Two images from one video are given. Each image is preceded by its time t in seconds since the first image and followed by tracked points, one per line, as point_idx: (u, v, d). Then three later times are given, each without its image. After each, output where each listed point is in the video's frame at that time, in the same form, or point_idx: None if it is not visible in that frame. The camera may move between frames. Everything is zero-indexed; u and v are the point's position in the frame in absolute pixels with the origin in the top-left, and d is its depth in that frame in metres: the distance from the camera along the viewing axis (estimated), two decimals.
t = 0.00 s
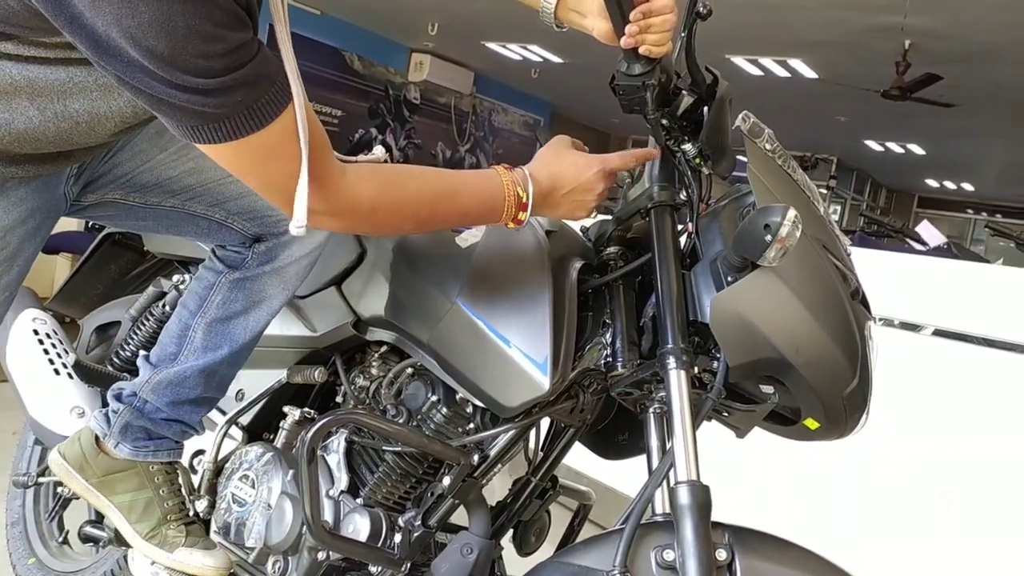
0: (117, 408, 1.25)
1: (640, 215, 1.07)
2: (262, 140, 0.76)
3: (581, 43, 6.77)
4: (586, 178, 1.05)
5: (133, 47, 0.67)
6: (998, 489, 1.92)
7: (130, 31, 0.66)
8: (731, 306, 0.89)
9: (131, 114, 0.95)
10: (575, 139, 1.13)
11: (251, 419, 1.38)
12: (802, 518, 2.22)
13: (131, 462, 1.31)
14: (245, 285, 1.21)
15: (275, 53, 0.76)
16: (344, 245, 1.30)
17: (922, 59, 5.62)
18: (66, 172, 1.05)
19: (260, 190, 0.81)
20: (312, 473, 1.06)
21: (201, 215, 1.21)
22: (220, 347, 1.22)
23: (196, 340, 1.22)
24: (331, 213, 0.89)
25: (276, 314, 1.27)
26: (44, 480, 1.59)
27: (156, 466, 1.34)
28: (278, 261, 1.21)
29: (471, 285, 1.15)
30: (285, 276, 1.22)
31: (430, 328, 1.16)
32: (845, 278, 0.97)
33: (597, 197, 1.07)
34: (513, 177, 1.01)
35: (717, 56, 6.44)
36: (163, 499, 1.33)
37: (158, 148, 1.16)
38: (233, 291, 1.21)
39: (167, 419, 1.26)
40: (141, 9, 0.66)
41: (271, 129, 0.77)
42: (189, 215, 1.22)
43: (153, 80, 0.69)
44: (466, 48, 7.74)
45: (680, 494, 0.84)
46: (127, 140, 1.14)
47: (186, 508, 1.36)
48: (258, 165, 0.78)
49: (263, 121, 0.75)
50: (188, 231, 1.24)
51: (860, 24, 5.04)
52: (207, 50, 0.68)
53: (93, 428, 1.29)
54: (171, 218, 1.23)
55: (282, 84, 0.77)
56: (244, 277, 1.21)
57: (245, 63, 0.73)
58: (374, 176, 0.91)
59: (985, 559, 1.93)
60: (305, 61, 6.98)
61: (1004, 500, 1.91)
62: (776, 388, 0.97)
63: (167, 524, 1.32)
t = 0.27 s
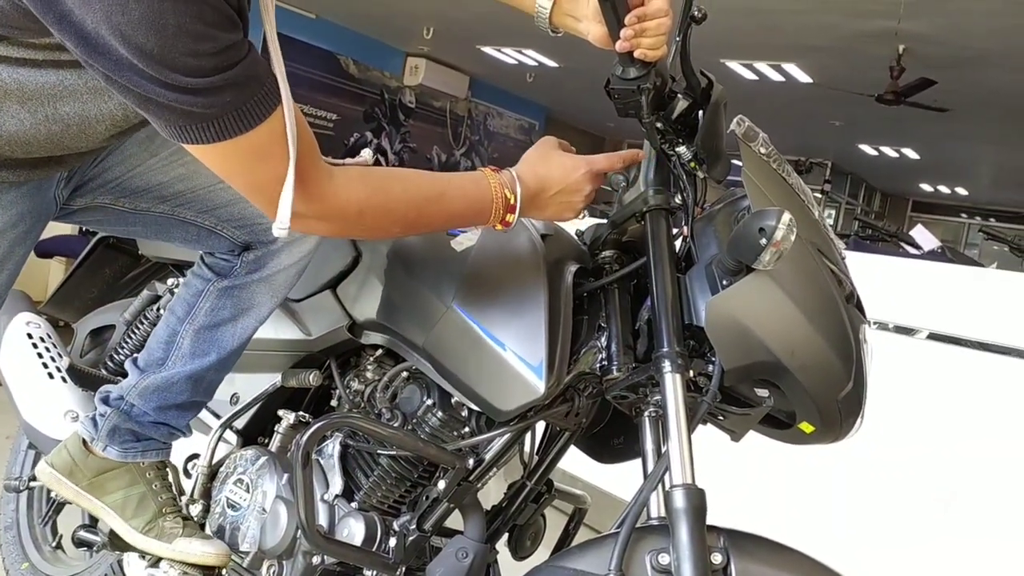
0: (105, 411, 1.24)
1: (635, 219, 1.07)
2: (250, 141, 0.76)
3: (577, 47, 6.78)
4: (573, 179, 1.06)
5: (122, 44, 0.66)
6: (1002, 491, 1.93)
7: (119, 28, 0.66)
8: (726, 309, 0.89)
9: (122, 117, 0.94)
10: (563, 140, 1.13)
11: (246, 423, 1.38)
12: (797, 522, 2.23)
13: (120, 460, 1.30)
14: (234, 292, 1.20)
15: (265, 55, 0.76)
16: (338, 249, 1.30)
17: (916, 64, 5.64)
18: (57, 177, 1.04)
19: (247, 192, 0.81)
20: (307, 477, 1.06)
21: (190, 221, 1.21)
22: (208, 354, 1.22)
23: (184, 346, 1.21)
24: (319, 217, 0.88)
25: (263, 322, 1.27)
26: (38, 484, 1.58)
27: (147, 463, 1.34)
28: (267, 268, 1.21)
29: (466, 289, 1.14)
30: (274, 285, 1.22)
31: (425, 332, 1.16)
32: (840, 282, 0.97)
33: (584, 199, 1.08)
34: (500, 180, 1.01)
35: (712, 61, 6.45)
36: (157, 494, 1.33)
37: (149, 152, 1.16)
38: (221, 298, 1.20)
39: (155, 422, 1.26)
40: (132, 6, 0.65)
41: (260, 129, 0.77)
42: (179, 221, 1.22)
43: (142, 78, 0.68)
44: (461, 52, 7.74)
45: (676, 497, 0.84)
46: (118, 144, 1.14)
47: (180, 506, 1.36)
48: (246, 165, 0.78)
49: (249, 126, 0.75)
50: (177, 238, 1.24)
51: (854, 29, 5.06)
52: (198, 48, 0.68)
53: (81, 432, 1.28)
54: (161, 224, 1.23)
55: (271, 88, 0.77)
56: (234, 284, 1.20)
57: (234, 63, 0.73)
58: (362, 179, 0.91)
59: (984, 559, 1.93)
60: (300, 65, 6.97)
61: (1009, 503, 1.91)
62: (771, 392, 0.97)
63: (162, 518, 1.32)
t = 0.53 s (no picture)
0: (107, 414, 1.24)
1: (636, 220, 1.07)
2: (242, 136, 0.76)
3: (575, 48, 6.78)
4: (569, 182, 1.05)
5: (114, 31, 0.66)
6: (999, 489, 1.93)
7: (111, 15, 0.65)
8: (727, 310, 0.89)
9: (120, 115, 0.94)
10: (558, 143, 1.13)
11: (246, 424, 1.38)
12: (797, 522, 2.23)
13: (122, 467, 1.29)
14: (237, 289, 1.20)
15: (261, 52, 0.76)
16: (339, 249, 1.30)
17: (914, 65, 5.65)
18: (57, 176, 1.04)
19: (238, 187, 0.81)
20: (307, 479, 1.05)
21: (191, 219, 1.21)
22: (211, 353, 1.21)
23: (188, 345, 1.21)
24: (309, 214, 0.88)
25: (267, 320, 1.27)
26: (37, 486, 1.58)
27: (149, 471, 1.32)
28: (269, 264, 1.21)
29: (466, 290, 1.14)
30: (276, 281, 1.21)
31: (425, 333, 1.16)
32: (840, 283, 0.97)
33: (581, 202, 1.07)
34: (495, 180, 1.01)
35: (711, 62, 6.46)
36: (157, 504, 1.32)
37: (149, 151, 1.16)
38: (224, 295, 1.20)
39: (158, 424, 1.25)
40: None
41: (253, 124, 0.77)
42: (180, 221, 1.21)
43: (134, 66, 0.68)
44: (460, 53, 7.74)
45: (677, 498, 0.84)
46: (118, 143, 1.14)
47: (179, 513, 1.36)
48: (237, 161, 0.78)
49: (243, 118, 0.75)
50: (178, 235, 1.23)
51: (852, 30, 5.06)
52: (191, 37, 0.68)
53: (85, 433, 1.28)
54: (161, 223, 1.23)
55: (266, 82, 0.77)
56: (236, 281, 1.20)
57: (227, 51, 0.72)
58: (354, 178, 0.91)
59: (983, 559, 1.93)
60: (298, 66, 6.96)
61: (1005, 502, 1.91)
62: (772, 393, 0.97)
63: (161, 530, 1.31)
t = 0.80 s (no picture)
0: (106, 410, 1.23)
1: (637, 219, 1.07)
2: (238, 133, 0.76)
3: (575, 47, 6.78)
4: (564, 188, 1.03)
5: (108, 27, 0.66)
6: (1001, 490, 1.93)
7: (105, 11, 0.65)
8: (728, 309, 0.89)
9: (117, 113, 0.94)
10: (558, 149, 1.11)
11: (246, 423, 1.38)
12: (797, 521, 2.23)
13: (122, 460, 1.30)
14: (235, 291, 1.20)
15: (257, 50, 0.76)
16: (339, 248, 1.30)
17: (915, 65, 5.64)
18: (56, 175, 1.04)
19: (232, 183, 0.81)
20: (308, 478, 1.05)
21: (191, 219, 1.21)
22: (209, 353, 1.21)
23: (185, 345, 1.21)
24: (302, 214, 0.88)
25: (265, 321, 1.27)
26: (37, 485, 1.58)
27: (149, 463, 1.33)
28: (268, 268, 1.21)
29: (467, 288, 1.14)
30: (274, 284, 1.22)
31: (425, 332, 1.16)
32: (842, 281, 0.97)
33: (577, 207, 1.05)
34: (490, 184, 1.01)
35: (711, 61, 6.45)
36: (158, 494, 1.32)
37: (149, 150, 1.16)
38: (223, 297, 1.20)
39: (155, 422, 1.25)
40: None
41: (249, 121, 0.77)
42: (180, 220, 1.21)
43: (129, 62, 0.67)
44: (460, 52, 7.74)
45: (678, 497, 0.84)
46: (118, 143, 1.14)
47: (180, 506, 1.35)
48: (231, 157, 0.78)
49: (238, 115, 0.75)
50: (177, 236, 1.23)
51: (853, 29, 5.06)
52: (185, 33, 0.68)
53: (82, 430, 1.27)
54: (161, 223, 1.23)
55: (262, 80, 0.77)
56: (235, 283, 1.20)
57: (221, 49, 0.72)
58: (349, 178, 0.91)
59: (985, 558, 1.93)
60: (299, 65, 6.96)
61: (1007, 502, 1.92)
62: (773, 392, 0.97)
63: (163, 518, 1.31)
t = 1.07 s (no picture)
0: (107, 410, 1.24)
1: (637, 220, 1.07)
2: (234, 134, 0.76)
3: (576, 47, 6.78)
4: (561, 190, 1.03)
5: (107, 25, 0.66)
6: (1000, 490, 1.92)
7: (105, 9, 0.65)
8: (728, 310, 0.89)
9: (117, 114, 0.94)
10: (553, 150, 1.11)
11: (246, 424, 1.38)
12: (798, 522, 2.23)
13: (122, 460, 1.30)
14: (237, 292, 1.20)
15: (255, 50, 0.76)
16: (341, 249, 1.30)
17: (916, 65, 5.64)
18: (59, 177, 1.04)
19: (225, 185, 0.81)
20: (309, 478, 1.05)
21: (194, 221, 1.21)
22: (210, 354, 1.21)
23: (187, 346, 1.21)
24: (298, 216, 0.88)
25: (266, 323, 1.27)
26: (38, 485, 1.58)
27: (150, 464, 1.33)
28: (269, 270, 1.21)
29: (467, 289, 1.14)
30: (276, 286, 1.22)
31: (426, 332, 1.16)
32: (842, 282, 0.97)
33: (573, 208, 1.05)
34: (486, 186, 1.01)
35: (712, 62, 6.45)
36: (158, 495, 1.32)
37: (152, 152, 1.16)
38: (224, 298, 1.20)
39: (156, 423, 1.25)
40: None
41: (245, 122, 0.76)
42: (182, 221, 1.22)
43: (127, 61, 0.68)
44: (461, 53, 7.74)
45: (678, 498, 0.84)
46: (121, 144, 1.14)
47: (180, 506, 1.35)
48: (226, 158, 0.78)
49: (235, 116, 0.75)
50: (180, 238, 1.24)
51: (854, 29, 5.06)
52: (183, 33, 0.68)
53: (82, 430, 1.28)
54: (164, 224, 1.23)
55: (258, 81, 0.77)
56: (236, 285, 1.20)
57: (219, 48, 0.72)
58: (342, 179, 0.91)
59: (985, 559, 1.93)
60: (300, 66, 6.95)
61: (1006, 503, 1.91)
62: (774, 393, 0.97)
63: (163, 518, 1.31)
